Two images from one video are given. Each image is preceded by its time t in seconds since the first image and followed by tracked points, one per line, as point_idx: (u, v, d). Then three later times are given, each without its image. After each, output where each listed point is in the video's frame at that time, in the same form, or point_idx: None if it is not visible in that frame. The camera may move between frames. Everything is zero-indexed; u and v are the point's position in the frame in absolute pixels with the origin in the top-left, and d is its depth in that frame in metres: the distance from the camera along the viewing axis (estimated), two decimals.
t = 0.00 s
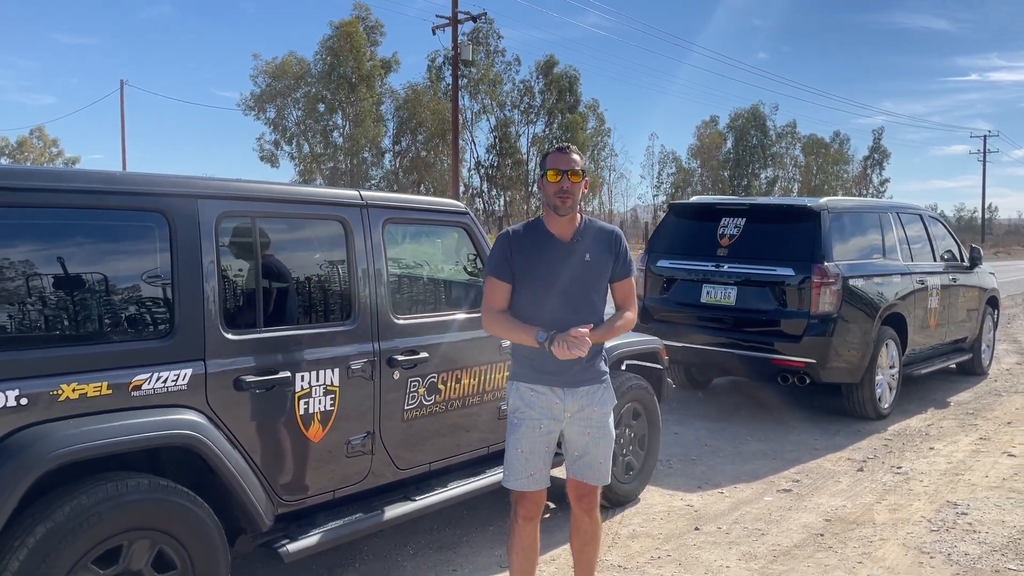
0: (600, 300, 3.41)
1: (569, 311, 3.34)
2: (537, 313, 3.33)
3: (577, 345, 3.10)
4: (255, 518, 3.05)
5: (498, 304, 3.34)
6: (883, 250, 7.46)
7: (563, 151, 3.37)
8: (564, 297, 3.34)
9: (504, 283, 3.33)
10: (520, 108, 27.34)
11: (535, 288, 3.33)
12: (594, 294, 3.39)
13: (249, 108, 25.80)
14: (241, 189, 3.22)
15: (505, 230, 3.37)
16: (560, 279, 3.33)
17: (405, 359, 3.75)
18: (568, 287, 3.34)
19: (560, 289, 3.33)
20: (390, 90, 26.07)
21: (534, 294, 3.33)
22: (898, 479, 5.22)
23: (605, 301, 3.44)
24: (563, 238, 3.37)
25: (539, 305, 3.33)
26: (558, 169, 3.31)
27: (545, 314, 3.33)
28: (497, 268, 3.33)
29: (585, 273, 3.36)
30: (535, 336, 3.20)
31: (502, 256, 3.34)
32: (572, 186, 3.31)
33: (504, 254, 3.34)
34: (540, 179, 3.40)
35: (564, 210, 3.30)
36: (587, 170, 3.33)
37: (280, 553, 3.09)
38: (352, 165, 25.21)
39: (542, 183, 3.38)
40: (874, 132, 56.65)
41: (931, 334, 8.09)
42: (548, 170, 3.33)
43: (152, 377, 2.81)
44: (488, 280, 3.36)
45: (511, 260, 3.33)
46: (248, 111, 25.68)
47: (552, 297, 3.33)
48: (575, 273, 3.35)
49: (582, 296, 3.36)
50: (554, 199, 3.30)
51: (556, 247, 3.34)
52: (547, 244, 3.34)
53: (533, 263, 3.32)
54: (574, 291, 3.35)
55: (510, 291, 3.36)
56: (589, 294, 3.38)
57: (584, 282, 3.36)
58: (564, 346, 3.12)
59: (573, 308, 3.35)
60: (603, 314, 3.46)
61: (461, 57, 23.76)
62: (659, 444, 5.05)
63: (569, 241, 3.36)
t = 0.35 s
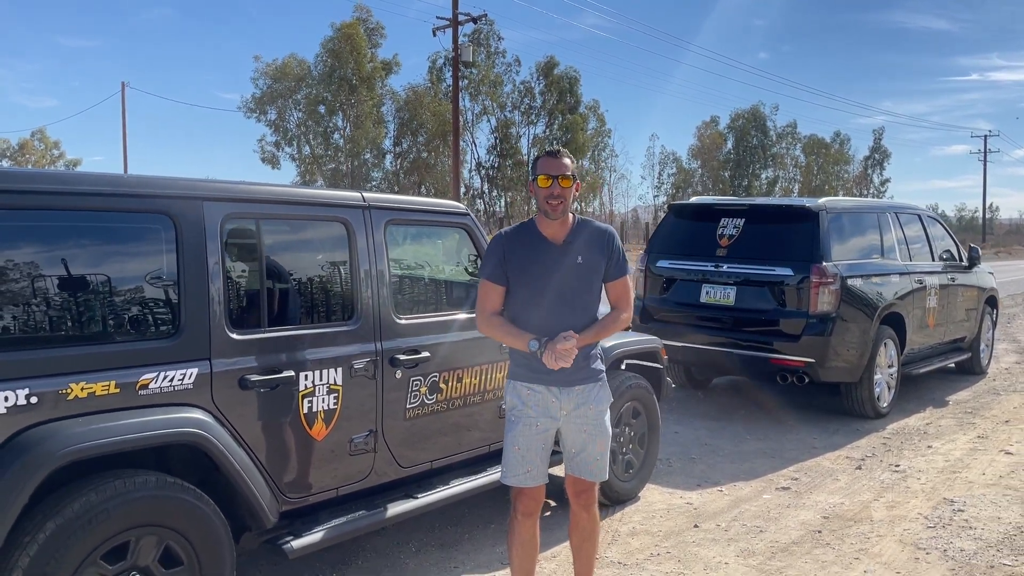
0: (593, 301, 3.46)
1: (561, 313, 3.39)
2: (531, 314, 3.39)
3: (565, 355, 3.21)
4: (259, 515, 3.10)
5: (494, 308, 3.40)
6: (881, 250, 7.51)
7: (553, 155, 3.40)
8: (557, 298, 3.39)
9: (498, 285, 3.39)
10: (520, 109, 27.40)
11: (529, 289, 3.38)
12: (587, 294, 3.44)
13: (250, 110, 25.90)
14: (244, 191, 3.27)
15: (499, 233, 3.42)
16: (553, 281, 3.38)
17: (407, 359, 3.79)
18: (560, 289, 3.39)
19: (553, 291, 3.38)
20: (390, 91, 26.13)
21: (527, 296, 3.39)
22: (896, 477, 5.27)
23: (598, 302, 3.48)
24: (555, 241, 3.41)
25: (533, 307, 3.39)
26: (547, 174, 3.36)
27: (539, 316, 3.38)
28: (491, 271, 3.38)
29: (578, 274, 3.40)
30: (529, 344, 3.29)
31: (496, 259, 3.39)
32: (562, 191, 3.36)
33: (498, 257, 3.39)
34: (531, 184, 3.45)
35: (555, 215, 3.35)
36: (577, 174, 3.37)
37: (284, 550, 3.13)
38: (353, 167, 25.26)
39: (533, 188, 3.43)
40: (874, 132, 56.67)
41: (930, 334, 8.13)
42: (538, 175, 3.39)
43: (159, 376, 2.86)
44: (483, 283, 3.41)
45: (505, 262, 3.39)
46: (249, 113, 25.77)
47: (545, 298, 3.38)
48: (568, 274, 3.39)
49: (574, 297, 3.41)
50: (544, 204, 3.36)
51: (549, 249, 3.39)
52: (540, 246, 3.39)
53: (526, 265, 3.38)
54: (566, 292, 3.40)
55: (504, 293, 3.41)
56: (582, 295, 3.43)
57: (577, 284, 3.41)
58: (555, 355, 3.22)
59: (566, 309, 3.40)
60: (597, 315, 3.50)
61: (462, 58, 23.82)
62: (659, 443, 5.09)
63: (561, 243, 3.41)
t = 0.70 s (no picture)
0: (591, 302, 3.50)
1: (561, 313, 3.43)
2: (530, 315, 3.43)
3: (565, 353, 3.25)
4: (266, 515, 3.13)
5: (494, 308, 3.43)
6: (880, 251, 7.55)
7: (553, 158, 3.43)
8: (557, 299, 3.43)
9: (498, 286, 3.42)
10: (519, 111, 27.43)
11: (529, 290, 3.42)
12: (586, 295, 3.48)
13: (249, 112, 25.94)
14: (249, 194, 3.30)
15: (499, 234, 3.46)
16: (552, 282, 3.42)
17: (410, 360, 3.83)
18: (560, 290, 3.43)
19: (553, 292, 3.42)
20: (390, 93, 26.17)
21: (527, 297, 3.42)
22: (895, 477, 5.30)
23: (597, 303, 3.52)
24: (556, 242, 3.45)
25: (532, 307, 3.42)
26: (547, 177, 3.39)
27: (538, 316, 3.42)
28: (491, 272, 3.42)
29: (577, 275, 3.44)
30: (530, 343, 3.32)
31: (496, 260, 3.43)
32: (561, 194, 3.38)
33: (498, 258, 3.43)
34: (530, 186, 3.47)
35: (554, 217, 3.39)
36: (577, 177, 3.40)
37: (290, 549, 3.17)
38: (353, 168, 25.28)
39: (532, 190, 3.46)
40: (873, 132, 56.73)
41: (929, 334, 8.17)
42: (538, 178, 3.41)
43: (167, 377, 2.90)
44: (483, 284, 3.45)
45: (505, 263, 3.42)
46: (249, 115, 25.81)
47: (544, 299, 3.42)
48: (567, 275, 3.43)
49: (574, 298, 3.45)
50: (544, 206, 3.39)
51: (548, 250, 3.43)
52: (540, 247, 3.43)
53: (526, 267, 3.41)
54: (566, 293, 3.44)
55: (505, 294, 3.45)
56: (581, 295, 3.47)
57: (576, 285, 3.45)
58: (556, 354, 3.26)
59: (566, 310, 3.44)
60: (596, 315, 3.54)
61: (461, 60, 23.86)
62: (660, 443, 5.13)
63: (561, 244, 3.45)
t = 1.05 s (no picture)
0: (596, 303, 3.53)
1: (566, 313, 3.47)
2: (536, 315, 3.46)
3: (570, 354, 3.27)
4: (277, 515, 3.17)
5: (499, 308, 3.47)
6: (880, 252, 7.60)
7: (560, 160, 3.46)
8: (562, 299, 3.46)
9: (504, 287, 3.46)
10: (518, 112, 27.47)
11: (534, 291, 3.45)
12: (591, 297, 3.51)
13: (247, 114, 25.96)
14: (260, 198, 3.34)
15: (505, 235, 3.49)
16: (558, 283, 3.45)
17: (418, 361, 3.87)
18: (565, 291, 3.46)
19: (558, 292, 3.45)
20: (388, 95, 26.21)
21: (533, 298, 3.46)
22: (897, 476, 5.34)
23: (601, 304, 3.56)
24: (562, 244, 3.48)
25: (538, 308, 3.46)
26: (555, 179, 3.42)
27: (543, 317, 3.46)
28: (497, 273, 3.46)
29: (583, 276, 3.48)
30: (535, 344, 3.35)
31: (502, 261, 3.47)
32: (568, 196, 3.42)
33: (504, 260, 3.46)
34: (539, 188, 3.50)
35: (562, 219, 3.43)
36: (584, 179, 3.44)
37: (301, 548, 3.21)
38: (351, 170, 25.29)
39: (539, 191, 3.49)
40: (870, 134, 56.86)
41: (928, 335, 8.22)
42: (545, 179, 3.44)
43: (180, 379, 2.93)
44: (489, 285, 3.49)
45: (510, 264, 3.46)
46: (247, 117, 25.83)
47: (550, 300, 3.46)
48: (572, 277, 3.47)
49: (579, 300, 3.48)
50: (552, 208, 3.43)
51: (554, 252, 3.46)
52: (547, 249, 3.46)
53: (531, 268, 3.45)
54: (571, 294, 3.47)
55: (510, 295, 3.48)
56: (586, 297, 3.50)
57: (581, 286, 3.48)
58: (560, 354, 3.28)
59: (570, 311, 3.47)
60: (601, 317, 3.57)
61: (460, 62, 23.89)
62: (663, 443, 5.16)
63: (567, 246, 3.48)
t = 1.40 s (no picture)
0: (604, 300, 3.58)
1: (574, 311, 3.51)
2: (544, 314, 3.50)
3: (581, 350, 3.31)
4: (291, 511, 3.23)
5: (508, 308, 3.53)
6: (878, 253, 7.68)
7: (562, 162, 3.53)
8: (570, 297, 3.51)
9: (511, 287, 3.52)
10: (515, 114, 27.54)
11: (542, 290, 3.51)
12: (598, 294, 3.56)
13: (245, 116, 25.98)
14: (273, 200, 3.41)
15: (511, 238, 3.57)
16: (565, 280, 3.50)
17: (427, 361, 3.93)
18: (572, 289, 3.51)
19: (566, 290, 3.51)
20: (386, 97, 26.25)
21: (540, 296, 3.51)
22: (896, 474, 5.41)
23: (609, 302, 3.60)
24: (567, 242, 3.55)
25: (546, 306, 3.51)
26: (558, 180, 3.48)
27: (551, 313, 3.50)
28: (504, 272, 3.53)
29: (589, 274, 3.53)
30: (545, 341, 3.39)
31: (508, 261, 3.54)
32: (571, 196, 3.49)
33: (510, 260, 3.54)
34: (542, 190, 3.57)
35: (567, 220, 3.49)
36: (586, 179, 3.50)
37: (315, 544, 3.27)
38: (349, 172, 25.33)
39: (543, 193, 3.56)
40: (866, 135, 57.05)
41: (926, 335, 8.30)
42: (549, 181, 3.51)
43: (198, 377, 2.99)
44: (496, 284, 3.55)
45: (517, 265, 3.53)
46: (245, 119, 25.85)
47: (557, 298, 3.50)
48: (578, 273, 3.52)
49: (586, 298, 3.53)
50: (556, 208, 3.50)
51: (560, 251, 3.52)
52: (552, 247, 3.52)
53: (538, 267, 3.51)
54: (579, 291, 3.52)
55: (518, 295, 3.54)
56: (594, 293, 3.54)
57: (588, 284, 3.53)
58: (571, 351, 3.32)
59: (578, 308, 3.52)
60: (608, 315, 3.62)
61: (458, 64, 23.95)
62: (666, 442, 5.23)
63: (572, 245, 3.54)
